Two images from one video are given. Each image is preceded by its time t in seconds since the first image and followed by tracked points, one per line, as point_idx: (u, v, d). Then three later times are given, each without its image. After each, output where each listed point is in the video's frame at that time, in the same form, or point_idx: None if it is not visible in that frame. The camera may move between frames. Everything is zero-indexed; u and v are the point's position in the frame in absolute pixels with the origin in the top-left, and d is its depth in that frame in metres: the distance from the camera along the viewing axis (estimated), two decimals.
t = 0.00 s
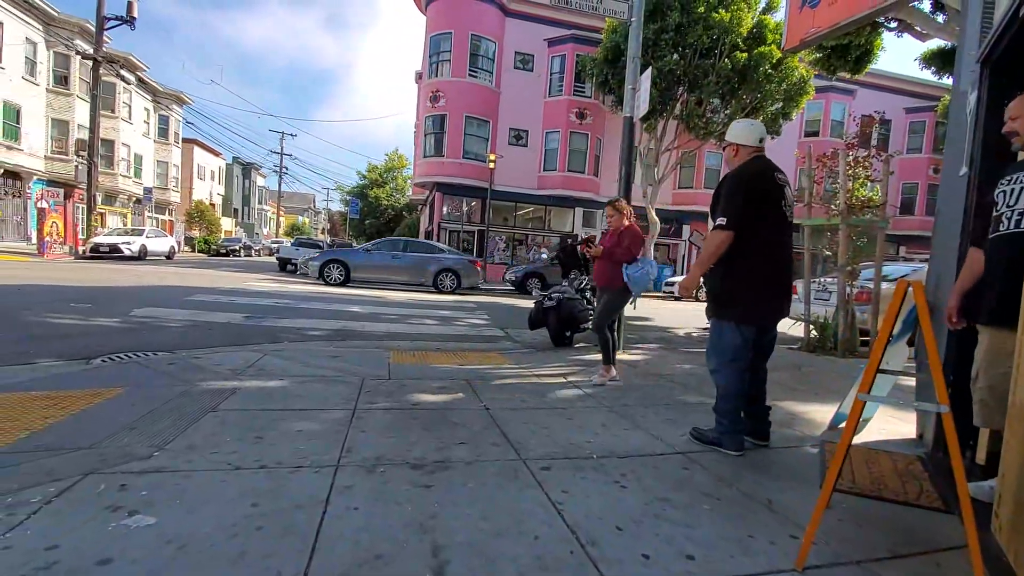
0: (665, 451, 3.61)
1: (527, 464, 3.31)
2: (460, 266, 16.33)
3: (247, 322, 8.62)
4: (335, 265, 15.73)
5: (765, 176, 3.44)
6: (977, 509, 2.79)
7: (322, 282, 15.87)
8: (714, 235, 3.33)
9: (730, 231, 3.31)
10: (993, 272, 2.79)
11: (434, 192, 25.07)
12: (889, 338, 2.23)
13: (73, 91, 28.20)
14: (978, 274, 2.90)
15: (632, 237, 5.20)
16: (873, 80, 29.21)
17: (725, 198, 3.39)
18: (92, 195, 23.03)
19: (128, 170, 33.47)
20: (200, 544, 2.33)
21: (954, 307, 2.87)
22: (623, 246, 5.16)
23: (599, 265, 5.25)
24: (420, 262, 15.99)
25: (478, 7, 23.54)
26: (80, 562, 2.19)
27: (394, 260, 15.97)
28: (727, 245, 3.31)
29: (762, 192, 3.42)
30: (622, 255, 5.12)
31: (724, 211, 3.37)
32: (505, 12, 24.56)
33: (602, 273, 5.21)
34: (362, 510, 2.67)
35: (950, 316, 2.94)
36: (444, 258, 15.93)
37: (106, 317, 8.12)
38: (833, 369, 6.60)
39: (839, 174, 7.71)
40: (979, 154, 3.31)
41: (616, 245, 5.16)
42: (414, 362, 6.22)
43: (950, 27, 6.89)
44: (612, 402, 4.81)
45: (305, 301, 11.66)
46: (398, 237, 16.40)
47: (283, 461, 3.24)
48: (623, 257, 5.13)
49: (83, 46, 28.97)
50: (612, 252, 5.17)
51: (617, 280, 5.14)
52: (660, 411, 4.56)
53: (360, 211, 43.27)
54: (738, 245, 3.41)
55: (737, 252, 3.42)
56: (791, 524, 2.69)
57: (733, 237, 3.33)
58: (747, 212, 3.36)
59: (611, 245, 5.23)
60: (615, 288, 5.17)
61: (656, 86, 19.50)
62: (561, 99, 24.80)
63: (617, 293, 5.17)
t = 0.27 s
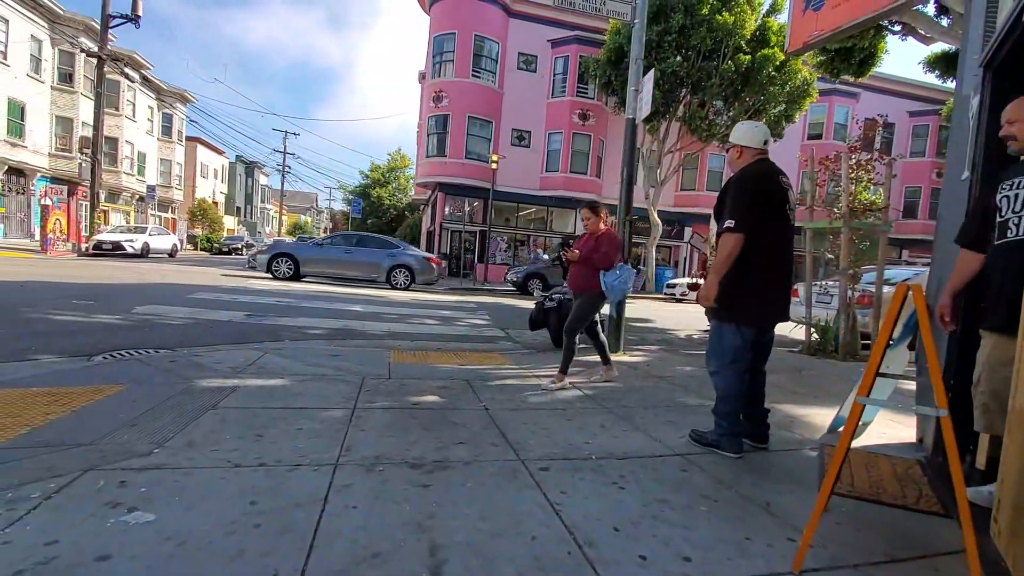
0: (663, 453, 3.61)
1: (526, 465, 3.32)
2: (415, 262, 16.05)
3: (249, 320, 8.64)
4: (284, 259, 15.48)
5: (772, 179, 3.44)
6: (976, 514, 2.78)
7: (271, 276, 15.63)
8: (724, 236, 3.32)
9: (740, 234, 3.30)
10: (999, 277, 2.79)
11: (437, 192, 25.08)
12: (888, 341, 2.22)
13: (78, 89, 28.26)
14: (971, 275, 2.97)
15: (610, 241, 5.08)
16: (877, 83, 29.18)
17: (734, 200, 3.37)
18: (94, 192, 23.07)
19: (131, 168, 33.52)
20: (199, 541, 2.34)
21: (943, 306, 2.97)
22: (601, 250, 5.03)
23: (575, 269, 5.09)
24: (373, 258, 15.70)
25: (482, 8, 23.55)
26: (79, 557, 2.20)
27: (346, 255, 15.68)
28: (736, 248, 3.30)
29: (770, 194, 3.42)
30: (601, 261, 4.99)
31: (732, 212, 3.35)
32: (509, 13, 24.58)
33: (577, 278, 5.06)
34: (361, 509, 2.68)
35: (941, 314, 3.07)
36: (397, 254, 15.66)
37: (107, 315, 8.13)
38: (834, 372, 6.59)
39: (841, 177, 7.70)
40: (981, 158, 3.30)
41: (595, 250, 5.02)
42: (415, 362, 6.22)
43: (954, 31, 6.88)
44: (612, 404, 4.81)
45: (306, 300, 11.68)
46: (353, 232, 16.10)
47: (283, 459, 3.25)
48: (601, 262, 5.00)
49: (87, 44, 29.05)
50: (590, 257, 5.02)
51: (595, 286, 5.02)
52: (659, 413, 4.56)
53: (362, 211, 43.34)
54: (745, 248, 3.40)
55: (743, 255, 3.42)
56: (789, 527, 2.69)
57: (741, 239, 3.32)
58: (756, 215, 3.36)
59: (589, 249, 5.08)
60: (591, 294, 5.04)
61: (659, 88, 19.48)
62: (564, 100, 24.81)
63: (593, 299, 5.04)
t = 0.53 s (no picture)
0: (663, 453, 3.61)
1: (525, 464, 3.32)
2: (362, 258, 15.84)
3: (249, 320, 8.65)
4: (224, 254, 15.13)
5: (772, 179, 3.45)
6: (974, 514, 2.79)
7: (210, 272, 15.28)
8: (723, 235, 3.32)
9: (740, 233, 3.30)
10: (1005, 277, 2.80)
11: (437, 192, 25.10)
12: (886, 342, 2.22)
13: (78, 89, 28.27)
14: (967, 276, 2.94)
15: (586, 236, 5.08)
16: (877, 83, 29.20)
17: (734, 199, 3.37)
18: (95, 192, 23.08)
19: (132, 168, 33.52)
20: (198, 541, 2.34)
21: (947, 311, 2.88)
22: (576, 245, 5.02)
23: (548, 262, 5.07)
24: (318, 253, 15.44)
25: (483, 8, 23.55)
26: (78, 556, 2.20)
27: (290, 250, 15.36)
28: (735, 248, 3.30)
29: (770, 194, 3.43)
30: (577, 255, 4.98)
31: (732, 212, 3.35)
32: (510, 14, 24.58)
33: (550, 272, 5.04)
34: (359, 509, 2.68)
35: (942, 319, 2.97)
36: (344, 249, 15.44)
37: (107, 314, 8.13)
38: (834, 373, 6.59)
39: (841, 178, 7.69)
40: (980, 159, 3.30)
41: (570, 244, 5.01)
42: (414, 362, 6.23)
43: (954, 32, 6.89)
44: (611, 404, 4.82)
45: (306, 300, 11.69)
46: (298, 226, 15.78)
47: (282, 458, 3.25)
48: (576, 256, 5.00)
49: (88, 44, 29.07)
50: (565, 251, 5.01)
51: (568, 279, 5.01)
52: (659, 413, 4.56)
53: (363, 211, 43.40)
54: (744, 247, 3.41)
55: (742, 254, 3.42)
56: (788, 527, 2.69)
57: (742, 239, 3.32)
58: (756, 214, 3.36)
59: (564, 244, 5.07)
60: (564, 288, 5.03)
61: (659, 88, 19.43)
62: (564, 100, 24.82)
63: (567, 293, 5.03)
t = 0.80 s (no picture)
0: (662, 453, 3.61)
1: (524, 464, 3.32)
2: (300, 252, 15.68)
3: (250, 321, 8.65)
4: (154, 248, 14.93)
5: (769, 177, 3.44)
6: (973, 514, 2.78)
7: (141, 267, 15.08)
8: (720, 234, 3.31)
9: (738, 231, 3.29)
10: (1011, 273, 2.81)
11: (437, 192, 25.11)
12: (886, 341, 2.22)
13: (79, 90, 28.32)
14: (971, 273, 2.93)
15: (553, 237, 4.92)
16: (878, 83, 29.19)
17: (733, 198, 3.35)
18: (95, 193, 23.10)
19: (133, 169, 33.55)
20: (197, 541, 2.34)
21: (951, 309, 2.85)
22: (544, 247, 4.86)
23: (516, 267, 4.91)
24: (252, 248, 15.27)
25: (483, 8, 23.55)
26: (78, 556, 2.20)
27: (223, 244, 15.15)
28: (733, 246, 3.29)
29: (768, 192, 3.42)
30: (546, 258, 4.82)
31: (730, 211, 3.33)
32: (510, 14, 24.58)
33: (519, 277, 4.89)
34: (359, 509, 2.68)
35: (943, 319, 2.94)
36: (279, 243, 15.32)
37: (108, 315, 8.13)
38: (834, 372, 6.59)
39: (842, 177, 7.69)
40: (980, 158, 3.30)
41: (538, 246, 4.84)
42: (414, 362, 6.23)
43: (955, 30, 6.88)
44: (611, 403, 4.82)
45: (307, 301, 11.71)
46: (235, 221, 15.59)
47: (281, 459, 3.25)
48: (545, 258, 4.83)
49: (89, 46, 29.11)
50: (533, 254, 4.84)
51: (539, 285, 4.88)
52: (659, 413, 4.56)
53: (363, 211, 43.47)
54: (742, 246, 3.40)
55: (739, 253, 3.41)
56: (787, 527, 2.69)
57: (739, 237, 3.30)
58: (753, 213, 3.35)
59: (531, 246, 4.90)
60: (536, 293, 4.89)
61: (659, 88, 19.43)
62: (564, 100, 24.82)
63: (537, 297, 4.89)
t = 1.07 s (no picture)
0: (662, 452, 3.61)
1: (524, 464, 3.32)
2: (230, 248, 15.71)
3: (250, 322, 8.66)
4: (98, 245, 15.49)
5: (762, 174, 3.44)
6: (973, 511, 2.78)
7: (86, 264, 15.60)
8: (708, 231, 3.33)
9: (726, 228, 3.30)
10: None
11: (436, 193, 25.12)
12: (885, 338, 2.22)
13: (78, 93, 28.35)
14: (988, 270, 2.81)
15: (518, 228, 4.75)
16: (876, 81, 29.18)
17: (723, 196, 3.37)
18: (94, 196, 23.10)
19: (132, 171, 33.60)
20: (197, 543, 2.34)
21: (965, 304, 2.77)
22: (508, 238, 4.70)
23: (480, 259, 4.74)
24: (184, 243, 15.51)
25: (482, 9, 23.56)
26: (78, 559, 2.20)
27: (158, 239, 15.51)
28: (721, 242, 3.30)
29: (761, 190, 3.42)
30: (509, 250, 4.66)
31: (720, 208, 3.35)
32: (508, 14, 24.57)
33: (482, 270, 4.72)
34: (358, 510, 2.68)
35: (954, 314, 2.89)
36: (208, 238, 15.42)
37: (108, 317, 8.14)
38: (835, 371, 6.58)
39: (841, 176, 7.68)
40: (977, 156, 3.30)
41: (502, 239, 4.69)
42: (415, 363, 6.23)
43: (953, 28, 6.88)
44: (611, 403, 4.82)
45: (307, 302, 11.71)
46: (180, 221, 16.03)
47: (281, 460, 3.25)
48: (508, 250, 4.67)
49: (88, 48, 29.13)
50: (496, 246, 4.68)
51: (503, 276, 4.71)
52: (659, 413, 4.56)
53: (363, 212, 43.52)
54: (734, 243, 3.40)
55: (731, 250, 3.42)
56: (787, 525, 2.69)
57: (729, 234, 3.31)
58: (745, 210, 3.35)
59: (495, 238, 4.74)
60: (500, 286, 4.72)
61: (658, 87, 19.43)
62: (563, 100, 24.82)
63: (501, 290, 4.73)
